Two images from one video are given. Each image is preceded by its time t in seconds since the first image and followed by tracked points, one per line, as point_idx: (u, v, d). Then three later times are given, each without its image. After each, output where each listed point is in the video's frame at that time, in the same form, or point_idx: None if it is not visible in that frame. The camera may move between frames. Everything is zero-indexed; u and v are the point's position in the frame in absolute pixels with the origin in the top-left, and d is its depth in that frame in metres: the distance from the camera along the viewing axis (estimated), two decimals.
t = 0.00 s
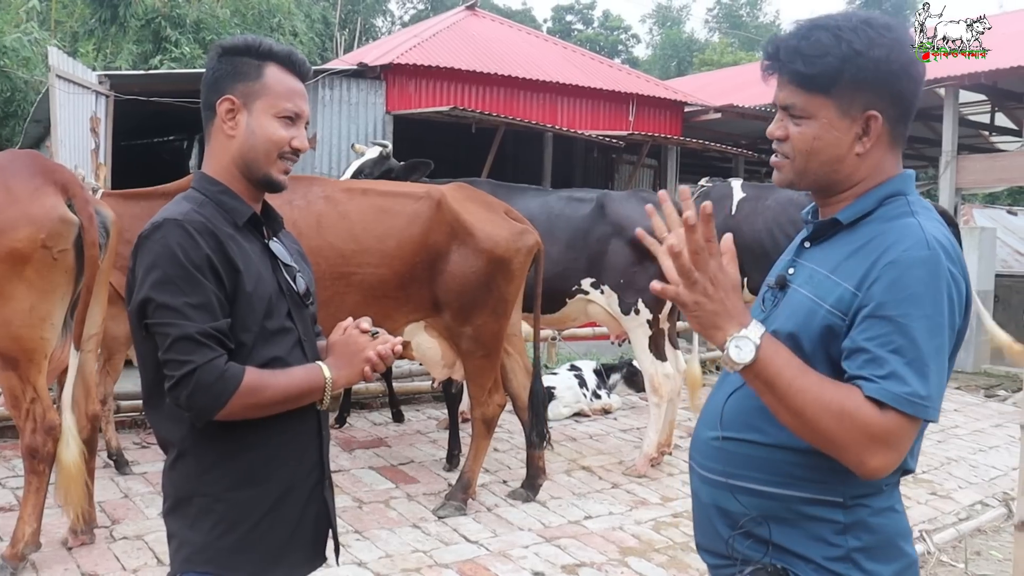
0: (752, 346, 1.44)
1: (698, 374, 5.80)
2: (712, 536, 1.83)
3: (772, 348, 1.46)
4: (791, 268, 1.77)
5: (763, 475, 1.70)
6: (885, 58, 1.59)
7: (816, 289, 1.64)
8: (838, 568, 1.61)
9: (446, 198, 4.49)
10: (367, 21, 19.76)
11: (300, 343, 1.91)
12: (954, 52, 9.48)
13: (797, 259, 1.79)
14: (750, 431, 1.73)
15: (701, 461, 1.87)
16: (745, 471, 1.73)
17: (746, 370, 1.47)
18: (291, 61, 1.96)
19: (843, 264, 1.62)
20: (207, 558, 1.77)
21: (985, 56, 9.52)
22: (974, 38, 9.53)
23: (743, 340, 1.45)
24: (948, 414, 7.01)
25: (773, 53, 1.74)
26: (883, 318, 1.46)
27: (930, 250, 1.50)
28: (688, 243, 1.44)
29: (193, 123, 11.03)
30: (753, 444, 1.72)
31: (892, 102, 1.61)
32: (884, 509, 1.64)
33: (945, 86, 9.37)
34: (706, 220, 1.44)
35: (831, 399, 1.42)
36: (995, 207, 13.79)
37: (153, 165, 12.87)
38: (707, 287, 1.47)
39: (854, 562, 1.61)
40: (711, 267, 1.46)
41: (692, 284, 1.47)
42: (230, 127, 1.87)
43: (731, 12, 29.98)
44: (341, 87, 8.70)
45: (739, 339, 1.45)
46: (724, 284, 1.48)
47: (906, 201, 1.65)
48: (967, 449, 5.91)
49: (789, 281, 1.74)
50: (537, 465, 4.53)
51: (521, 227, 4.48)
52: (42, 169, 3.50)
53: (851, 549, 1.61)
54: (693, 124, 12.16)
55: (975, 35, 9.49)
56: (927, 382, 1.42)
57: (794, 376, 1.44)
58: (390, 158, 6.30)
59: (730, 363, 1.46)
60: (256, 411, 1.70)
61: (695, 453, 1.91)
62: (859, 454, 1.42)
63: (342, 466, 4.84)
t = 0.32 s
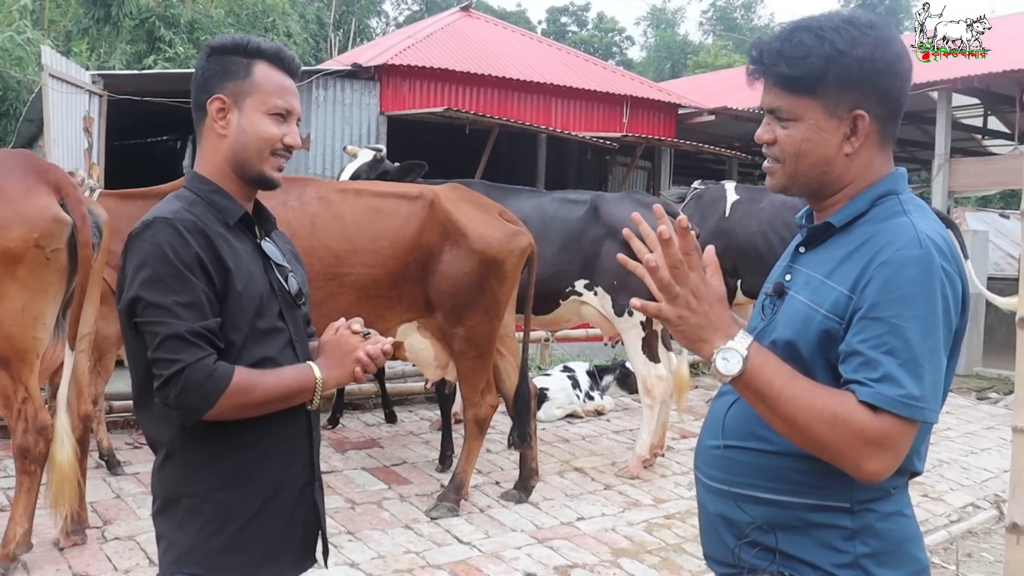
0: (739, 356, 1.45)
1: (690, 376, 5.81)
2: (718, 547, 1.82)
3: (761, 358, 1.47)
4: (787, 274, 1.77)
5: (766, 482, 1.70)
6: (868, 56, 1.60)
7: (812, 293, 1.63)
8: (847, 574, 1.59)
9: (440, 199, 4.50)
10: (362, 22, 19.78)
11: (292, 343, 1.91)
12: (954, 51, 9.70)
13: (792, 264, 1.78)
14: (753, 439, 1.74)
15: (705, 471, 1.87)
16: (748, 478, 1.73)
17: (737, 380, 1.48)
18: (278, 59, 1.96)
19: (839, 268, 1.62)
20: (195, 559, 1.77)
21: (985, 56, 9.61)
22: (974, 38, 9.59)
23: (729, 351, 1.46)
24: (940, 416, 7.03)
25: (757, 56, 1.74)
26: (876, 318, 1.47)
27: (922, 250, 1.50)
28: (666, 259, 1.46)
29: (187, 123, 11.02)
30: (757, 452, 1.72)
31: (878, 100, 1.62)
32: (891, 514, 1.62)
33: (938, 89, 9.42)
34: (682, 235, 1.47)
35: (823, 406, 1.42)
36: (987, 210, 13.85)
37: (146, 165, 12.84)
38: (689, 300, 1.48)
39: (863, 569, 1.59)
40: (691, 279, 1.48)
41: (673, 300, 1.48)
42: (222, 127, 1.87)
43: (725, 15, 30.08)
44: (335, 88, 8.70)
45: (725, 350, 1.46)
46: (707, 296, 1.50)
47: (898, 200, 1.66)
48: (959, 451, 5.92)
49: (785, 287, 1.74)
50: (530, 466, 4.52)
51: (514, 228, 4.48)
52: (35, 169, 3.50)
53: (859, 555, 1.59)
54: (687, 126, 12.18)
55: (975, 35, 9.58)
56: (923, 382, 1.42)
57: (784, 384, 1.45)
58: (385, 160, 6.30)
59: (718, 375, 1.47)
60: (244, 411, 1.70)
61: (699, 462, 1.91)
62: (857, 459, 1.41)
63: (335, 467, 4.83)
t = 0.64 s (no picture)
0: (737, 357, 1.46)
1: (689, 377, 5.81)
2: (717, 546, 1.82)
3: (760, 358, 1.47)
4: (788, 275, 1.77)
5: (766, 482, 1.70)
6: (873, 56, 1.60)
7: (813, 294, 1.64)
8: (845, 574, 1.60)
9: (442, 199, 4.50)
10: (362, 22, 19.82)
11: (288, 343, 1.91)
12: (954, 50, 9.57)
13: (793, 265, 1.79)
14: (753, 439, 1.74)
15: (704, 470, 1.87)
16: (749, 478, 1.73)
17: (737, 382, 1.48)
18: (277, 57, 1.96)
19: (840, 268, 1.62)
20: (191, 558, 1.77)
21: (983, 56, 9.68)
22: (974, 38, 9.57)
23: (728, 354, 1.46)
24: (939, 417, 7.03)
25: (761, 55, 1.74)
26: (877, 318, 1.47)
27: (925, 250, 1.50)
28: (661, 264, 1.46)
29: (187, 123, 11.02)
30: (756, 452, 1.72)
31: (882, 100, 1.62)
32: (890, 514, 1.62)
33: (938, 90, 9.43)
34: (677, 239, 1.47)
35: (822, 406, 1.42)
36: (987, 212, 13.85)
37: (146, 165, 12.85)
38: (686, 303, 1.48)
39: (862, 569, 1.59)
40: (688, 282, 1.48)
41: (671, 304, 1.47)
42: (221, 126, 1.88)
43: (725, 15, 30.12)
44: (334, 88, 8.71)
45: (723, 353, 1.46)
46: (704, 299, 1.49)
47: (899, 201, 1.66)
48: (958, 453, 5.92)
49: (786, 288, 1.74)
50: (529, 467, 4.52)
51: (515, 229, 4.49)
52: (34, 168, 3.50)
53: (858, 555, 1.59)
54: (687, 126, 12.18)
55: (976, 34, 9.51)
56: (924, 382, 1.42)
57: (783, 385, 1.45)
58: (382, 162, 6.29)
59: (717, 376, 1.47)
60: (238, 410, 1.71)
61: (698, 462, 1.91)
62: (857, 458, 1.42)
63: (333, 467, 4.84)
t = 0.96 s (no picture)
0: (737, 351, 1.46)
1: (690, 374, 5.82)
2: (715, 538, 1.82)
3: (760, 351, 1.47)
4: (787, 268, 1.77)
5: (767, 475, 1.69)
6: (886, 53, 1.61)
7: (814, 287, 1.63)
8: (843, 567, 1.60)
9: (446, 197, 4.50)
10: (362, 20, 19.83)
11: (288, 340, 1.91)
12: (954, 51, 9.39)
13: (793, 258, 1.79)
14: (753, 432, 1.73)
15: (703, 462, 1.86)
16: (749, 472, 1.72)
17: (736, 375, 1.48)
18: (278, 55, 1.96)
19: (841, 262, 1.62)
20: (191, 555, 1.78)
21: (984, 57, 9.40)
22: (974, 38, 9.43)
23: (728, 347, 1.46)
24: (940, 414, 7.03)
25: (774, 45, 1.74)
26: (878, 312, 1.47)
27: (926, 244, 1.50)
28: (661, 258, 1.47)
29: (187, 121, 11.02)
30: (756, 444, 1.72)
31: (890, 97, 1.63)
32: (887, 508, 1.63)
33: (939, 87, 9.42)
34: (676, 234, 1.47)
35: (823, 398, 1.42)
36: (988, 208, 13.83)
37: (147, 164, 12.86)
38: (686, 298, 1.48)
39: (859, 562, 1.60)
40: (688, 277, 1.48)
41: (671, 300, 1.48)
42: (221, 124, 1.88)
43: (726, 13, 30.11)
44: (335, 86, 8.69)
45: (724, 346, 1.46)
46: (704, 292, 1.49)
47: (900, 196, 1.66)
48: (959, 449, 5.92)
49: (785, 281, 1.74)
50: (531, 464, 4.52)
51: (520, 227, 4.49)
52: (36, 167, 3.51)
53: (856, 548, 1.60)
54: (688, 124, 12.17)
55: (976, 35, 9.39)
56: (925, 374, 1.42)
57: (783, 377, 1.45)
58: (386, 156, 6.27)
59: (716, 369, 1.47)
60: (238, 407, 1.71)
61: (697, 454, 1.90)
62: (856, 450, 1.42)
63: (335, 464, 4.84)
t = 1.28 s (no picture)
0: (743, 344, 1.44)
1: (689, 372, 5.83)
2: (713, 533, 1.81)
3: (765, 345, 1.46)
4: (786, 265, 1.76)
5: (766, 470, 1.68)
6: (891, 51, 1.61)
7: (816, 283, 1.63)
8: (841, 561, 1.60)
9: (448, 196, 4.49)
10: (362, 18, 19.82)
11: (288, 339, 1.91)
12: (953, 51, 9.22)
13: (791, 255, 1.78)
14: (754, 427, 1.71)
15: (701, 457, 1.85)
16: (749, 466, 1.71)
17: (741, 368, 1.47)
18: (275, 53, 1.95)
19: (842, 257, 1.62)
20: (191, 555, 1.78)
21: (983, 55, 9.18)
22: (974, 38, 9.31)
23: (734, 339, 1.45)
24: (941, 410, 7.02)
25: (779, 40, 1.73)
26: (881, 306, 1.47)
27: (929, 240, 1.50)
28: (669, 249, 1.45)
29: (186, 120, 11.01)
30: (755, 439, 1.71)
31: (894, 94, 1.63)
32: (884, 503, 1.63)
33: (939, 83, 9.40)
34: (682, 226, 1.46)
35: (827, 392, 1.42)
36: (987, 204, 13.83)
37: (146, 163, 12.85)
38: (693, 290, 1.47)
39: (856, 556, 1.60)
40: (694, 269, 1.47)
41: (681, 289, 1.46)
42: (218, 123, 1.87)
43: (725, 9, 30.10)
44: (334, 84, 8.67)
45: (730, 338, 1.45)
46: (710, 285, 1.48)
47: (900, 194, 1.65)
48: (959, 446, 5.92)
49: (784, 277, 1.73)
50: (531, 462, 4.52)
51: (522, 225, 4.48)
52: (34, 167, 3.50)
53: (853, 542, 1.60)
54: (688, 121, 12.16)
55: (976, 35, 9.26)
56: (928, 368, 1.42)
57: (788, 371, 1.44)
58: (385, 155, 6.26)
59: (722, 362, 1.46)
60: (239, 407, 1.70)
61: (694, 449, 1.89)
62: (861, 443, 1.42)
63: (336, 463, 4.84)
